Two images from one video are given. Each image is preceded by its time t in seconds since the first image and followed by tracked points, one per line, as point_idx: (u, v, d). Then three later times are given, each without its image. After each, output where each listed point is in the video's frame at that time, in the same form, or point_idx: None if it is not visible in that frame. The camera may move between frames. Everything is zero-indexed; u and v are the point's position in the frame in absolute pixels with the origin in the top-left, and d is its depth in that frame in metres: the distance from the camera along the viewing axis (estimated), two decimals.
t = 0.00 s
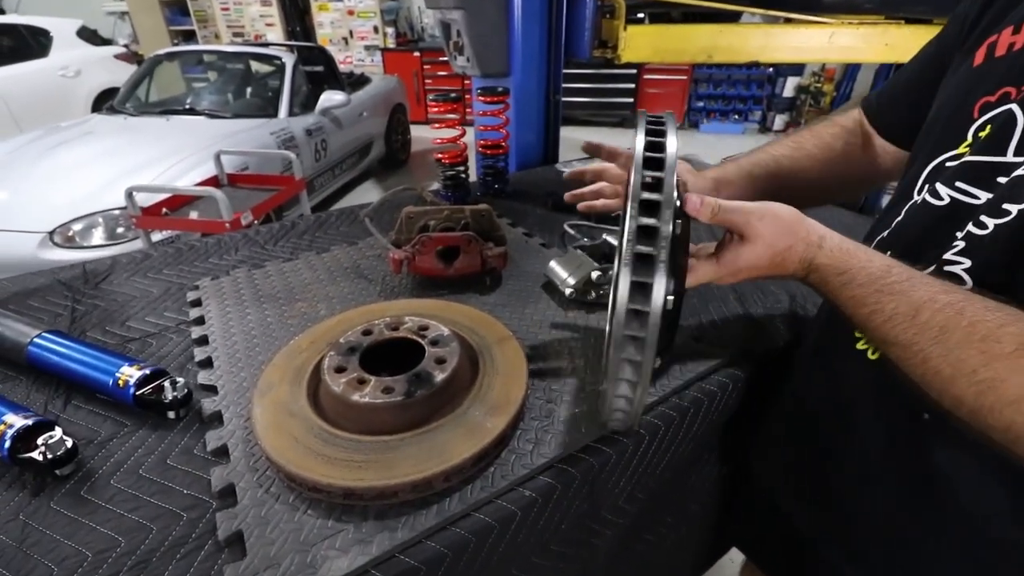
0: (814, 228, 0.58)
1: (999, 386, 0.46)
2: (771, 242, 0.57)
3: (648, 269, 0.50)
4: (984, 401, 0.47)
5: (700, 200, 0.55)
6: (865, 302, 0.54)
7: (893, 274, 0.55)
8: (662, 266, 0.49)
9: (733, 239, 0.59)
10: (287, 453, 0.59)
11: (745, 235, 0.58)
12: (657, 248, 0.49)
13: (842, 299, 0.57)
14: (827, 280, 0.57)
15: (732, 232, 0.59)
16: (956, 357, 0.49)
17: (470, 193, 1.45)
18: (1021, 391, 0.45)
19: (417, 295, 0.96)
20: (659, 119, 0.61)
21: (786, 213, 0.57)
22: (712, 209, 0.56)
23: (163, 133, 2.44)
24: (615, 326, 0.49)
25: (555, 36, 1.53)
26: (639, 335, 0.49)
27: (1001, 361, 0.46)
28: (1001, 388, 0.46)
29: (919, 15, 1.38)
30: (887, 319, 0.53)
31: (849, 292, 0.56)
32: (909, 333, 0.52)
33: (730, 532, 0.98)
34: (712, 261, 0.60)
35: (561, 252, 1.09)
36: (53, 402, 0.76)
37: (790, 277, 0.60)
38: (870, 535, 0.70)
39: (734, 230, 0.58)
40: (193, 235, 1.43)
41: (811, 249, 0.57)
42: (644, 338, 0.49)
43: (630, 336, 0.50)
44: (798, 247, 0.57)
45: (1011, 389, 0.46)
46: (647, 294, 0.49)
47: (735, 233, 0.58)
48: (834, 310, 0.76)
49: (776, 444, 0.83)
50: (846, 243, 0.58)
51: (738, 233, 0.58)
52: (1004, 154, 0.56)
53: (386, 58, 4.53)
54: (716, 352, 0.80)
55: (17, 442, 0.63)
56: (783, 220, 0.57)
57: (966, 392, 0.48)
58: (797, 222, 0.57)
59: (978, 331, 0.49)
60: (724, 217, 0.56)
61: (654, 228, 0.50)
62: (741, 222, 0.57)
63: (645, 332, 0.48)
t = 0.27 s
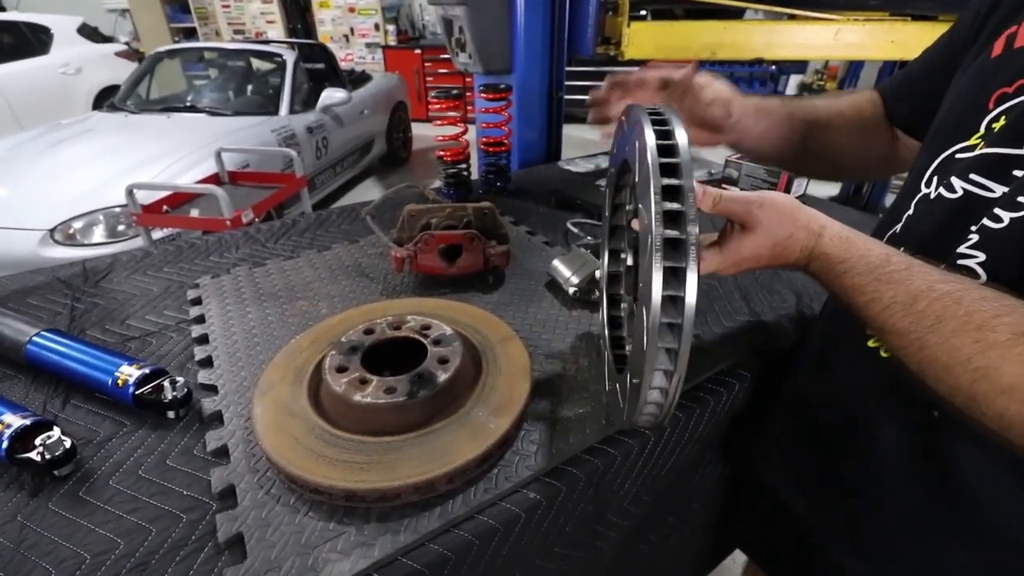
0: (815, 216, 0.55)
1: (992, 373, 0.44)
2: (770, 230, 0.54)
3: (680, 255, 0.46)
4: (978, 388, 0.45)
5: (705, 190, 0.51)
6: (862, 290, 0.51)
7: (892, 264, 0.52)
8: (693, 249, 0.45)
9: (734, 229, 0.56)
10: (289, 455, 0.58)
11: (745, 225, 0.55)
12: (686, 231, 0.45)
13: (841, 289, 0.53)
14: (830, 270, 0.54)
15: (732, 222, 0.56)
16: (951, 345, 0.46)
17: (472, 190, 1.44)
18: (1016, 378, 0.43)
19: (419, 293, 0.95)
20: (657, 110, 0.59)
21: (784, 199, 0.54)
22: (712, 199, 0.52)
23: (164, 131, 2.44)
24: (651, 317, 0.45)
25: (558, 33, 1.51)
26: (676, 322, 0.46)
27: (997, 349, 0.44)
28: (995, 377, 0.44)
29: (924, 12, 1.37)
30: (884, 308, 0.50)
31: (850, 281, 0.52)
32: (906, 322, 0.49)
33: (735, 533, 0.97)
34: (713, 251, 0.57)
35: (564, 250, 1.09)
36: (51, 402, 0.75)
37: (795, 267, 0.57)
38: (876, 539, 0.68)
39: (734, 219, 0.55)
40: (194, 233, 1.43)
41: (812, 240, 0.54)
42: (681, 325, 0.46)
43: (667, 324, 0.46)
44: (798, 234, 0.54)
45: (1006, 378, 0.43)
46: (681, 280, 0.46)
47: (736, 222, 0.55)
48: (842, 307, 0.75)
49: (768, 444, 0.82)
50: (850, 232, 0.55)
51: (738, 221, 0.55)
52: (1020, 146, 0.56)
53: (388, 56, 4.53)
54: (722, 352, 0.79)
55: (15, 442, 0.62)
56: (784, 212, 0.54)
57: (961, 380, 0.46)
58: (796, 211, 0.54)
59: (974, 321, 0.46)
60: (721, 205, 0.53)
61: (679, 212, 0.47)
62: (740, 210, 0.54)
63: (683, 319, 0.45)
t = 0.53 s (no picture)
0: (828, 216, 0.54)
1: (1016, 375, 0.44)
2: (784, 231, 0.53)
3: (692, 256, 0.46)
4: (1001, 390, 0.44)
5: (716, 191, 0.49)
6: (879, 291, 0.51)
7: (908, 264, 0.52)
8: (708, 250, 0.44)
9: (745, 228, 0.54)
10: (290, 454, 0.58)
11: (758, 224, 0.53)
12: (701, 232, 0.45)
13: (854, 289, 0.53)
14: (843, 271, 0.54)
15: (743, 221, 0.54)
16: (972, 345, 0.46)
17: (474, 188, 1.43)
18: None
19: (421, 291, 0.95)
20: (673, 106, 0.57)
21: (796, 199, 0.53)
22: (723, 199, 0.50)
23: (165, 128, 2.43)
24: (662, 318, 0.45)
25: (559, 28, 1.51)
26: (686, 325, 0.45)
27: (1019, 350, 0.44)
28: (1018, 377, 0.44)
29: (927, 7, 1.37)
30: (901, 310, 0.50)
31: (865, 282, 0.52)
32: (926, 324, 0.49)
33: (738, 533, 0.97)
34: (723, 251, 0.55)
35: (566, 248, 1.08)
36: (51, 400, 0.74)
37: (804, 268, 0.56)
38: (883, 537, 0.68)
39: (746, 218, 0.53)
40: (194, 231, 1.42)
41: (826, 239, 0.54)
42: (692, 327, 0.45)
43: (679, 325, 0.46)
44: (810, 235, 0.53)
45: None
46: (693, 282, 0.45)
47: (748, 221, 0.53)
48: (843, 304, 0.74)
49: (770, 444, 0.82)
50: (861, 232, 0.54)
51: (751, 221, 0.53)
52: None
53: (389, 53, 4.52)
54: (725, 351, 0.79)
55: (14, 441, 0.61)
56: (799, 211, 0.53)
57: (982, 382, 0.45)
58: (810, 210, 0.53)
59: (994, 321, 0.46)
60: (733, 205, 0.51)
61: (694, 213, 0.46)
62: (753, 210, 0.52)
63: (695, 322, 0.44)
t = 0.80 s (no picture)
0: (830, 214, 0.54)
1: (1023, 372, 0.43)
2: (786, 227, 0.52)
3: (690, 251, 0.45)
4: (1009, 387, 0.44)
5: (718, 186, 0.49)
6: (881, 288, 0.50)
7: (911, 262, 0.51)
8: (707, 245, 0.44)
9: (746, 225, 0.54)
10: (289, 453, 0.57)
11: (760, 220, 0.52)
12: (699, 227, 0.44)
13: (856, 288, 0.53)
14: (844, 269, 0.53)
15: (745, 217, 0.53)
16: (978, 342, 0.45)
17: (474, 186, 1.43)
18: None
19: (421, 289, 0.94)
20: (671, 101, 0.57)
21: (799, 196, 0.52)
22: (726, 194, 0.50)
23: (165, 125, 2.43)
24: (661, 313, 0.44)
25: (560, 25, 1.51)
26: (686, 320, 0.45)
27: None
28: None
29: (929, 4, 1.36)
30: (905, 308, 0.49)
31: (867, 279, 0.52)
32: (931, 320, 0.48)
33: (740, 532, 0.96)
34: (723, 247, 0.54)
35: (567, 246, 1.08)
36: (50, 399, 0.74)
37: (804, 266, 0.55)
38: (885, 537, 0.68)
39: (748, 214, 0.52)
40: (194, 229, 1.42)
41: (827, 237, 0.53)
42: (690, 322, 0.45)
43: (678, 320, 0.45)
44: (812, 232, 0.53)
45: None
46: (693, 276, 0.45)
47: (749, 217, 0.53)
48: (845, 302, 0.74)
49: (771, 443, 0.81)
50: (862, 229, 0.54)
51: (753, 217, 0.52)
52: None
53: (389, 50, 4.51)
54: (726, 349, 0.79)
55: (13, 440, 0.61)
56: (802, 208, 0.53)
57: (989, 379, 0.45)
58: (810, 207, 0.52)
59: (1001, 317, 0.46)
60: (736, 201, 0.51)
61: (693, 206, 0.46)
62: (755, 206, 0.52)
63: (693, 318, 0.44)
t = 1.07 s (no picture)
0: (829, 215, 0.54)
1: (1019, 371, 0.43)
2: (784, 228, 0.52)
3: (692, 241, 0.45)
4: (1006, 386, 0.44)
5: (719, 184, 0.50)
6: (880, 288, 0.50)
7: (909, 263, 0.51)
8: (709, 234, 0.43)
9: (746, 225, 0.54)
10: (286, 455, 0.57)
11: (759, 220, 0.53)
12: (702, 217, 0.44)
13: (854, 289, 0.53)
14: (842, 272, 0.53)
15: (745, 217, 0.54)
16: (975, 342, 0.45)
17: (473, 185, 1.42)
18: None
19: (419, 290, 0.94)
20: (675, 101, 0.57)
21: (799, 199, 0.53)
22: (727, 193, 0.50)
23: (164, 124, 2.42)
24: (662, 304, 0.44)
25: (560, 23, 1.50)
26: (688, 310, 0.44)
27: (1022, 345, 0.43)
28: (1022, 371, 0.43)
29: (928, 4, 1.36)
30: (903, 307, 0.49)
31: (865, 280, 0.51)
32: (928, 319, 0.48)
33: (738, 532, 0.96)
34: (722, 245, 0.54)
35: (565, 246, 1.08)
36: (49, 399, 0.74)
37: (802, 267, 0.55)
38: (884, 541, 0.68)
39: (747, 214, 0.53)
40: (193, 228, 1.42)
41: (826, 238, 0.53)
42: (693, 312, 0.44)
43: (680, 310, 0.45)
44: (811, 234, 0.53)
45: None
46: (694, 268, 0.45)
47: (749, 216, 0.53)
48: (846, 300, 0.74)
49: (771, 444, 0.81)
50: (861, 231, 0.54)
51: (752, 216, 0.53)
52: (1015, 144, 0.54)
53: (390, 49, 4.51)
54: (725, 350, 0.78)
55: (11, 440, 0.61)
56: (800, 209, 0.53)
57: (986, 378, 0.45)
58: (809, 209, 0.53)
59: (997, 317, 0.46)
60: (737, 200, 0.51)
61: (695, 198, 0.45)
62: (756, 205, 0.52)
63: (696, 307, 0.43)
